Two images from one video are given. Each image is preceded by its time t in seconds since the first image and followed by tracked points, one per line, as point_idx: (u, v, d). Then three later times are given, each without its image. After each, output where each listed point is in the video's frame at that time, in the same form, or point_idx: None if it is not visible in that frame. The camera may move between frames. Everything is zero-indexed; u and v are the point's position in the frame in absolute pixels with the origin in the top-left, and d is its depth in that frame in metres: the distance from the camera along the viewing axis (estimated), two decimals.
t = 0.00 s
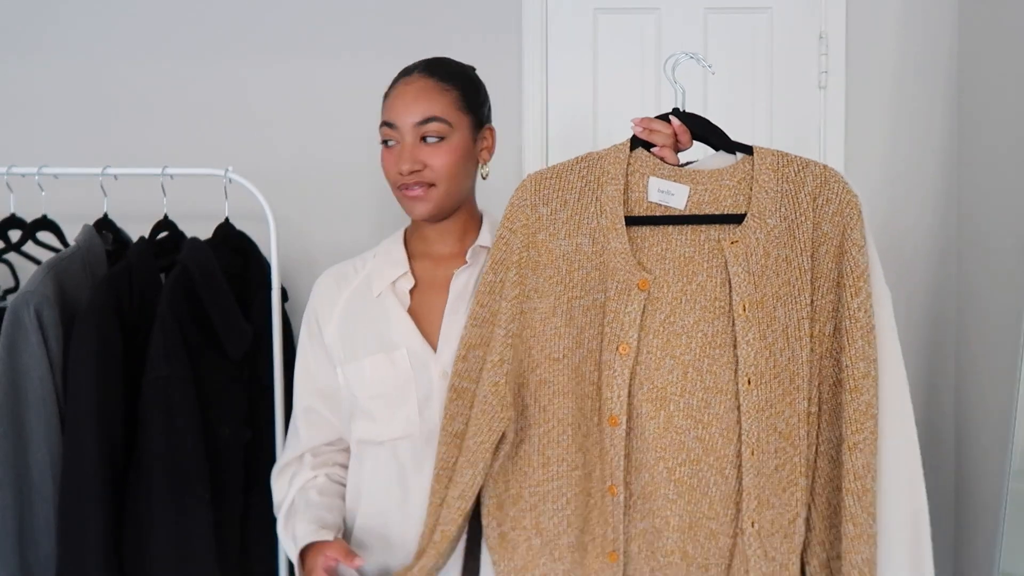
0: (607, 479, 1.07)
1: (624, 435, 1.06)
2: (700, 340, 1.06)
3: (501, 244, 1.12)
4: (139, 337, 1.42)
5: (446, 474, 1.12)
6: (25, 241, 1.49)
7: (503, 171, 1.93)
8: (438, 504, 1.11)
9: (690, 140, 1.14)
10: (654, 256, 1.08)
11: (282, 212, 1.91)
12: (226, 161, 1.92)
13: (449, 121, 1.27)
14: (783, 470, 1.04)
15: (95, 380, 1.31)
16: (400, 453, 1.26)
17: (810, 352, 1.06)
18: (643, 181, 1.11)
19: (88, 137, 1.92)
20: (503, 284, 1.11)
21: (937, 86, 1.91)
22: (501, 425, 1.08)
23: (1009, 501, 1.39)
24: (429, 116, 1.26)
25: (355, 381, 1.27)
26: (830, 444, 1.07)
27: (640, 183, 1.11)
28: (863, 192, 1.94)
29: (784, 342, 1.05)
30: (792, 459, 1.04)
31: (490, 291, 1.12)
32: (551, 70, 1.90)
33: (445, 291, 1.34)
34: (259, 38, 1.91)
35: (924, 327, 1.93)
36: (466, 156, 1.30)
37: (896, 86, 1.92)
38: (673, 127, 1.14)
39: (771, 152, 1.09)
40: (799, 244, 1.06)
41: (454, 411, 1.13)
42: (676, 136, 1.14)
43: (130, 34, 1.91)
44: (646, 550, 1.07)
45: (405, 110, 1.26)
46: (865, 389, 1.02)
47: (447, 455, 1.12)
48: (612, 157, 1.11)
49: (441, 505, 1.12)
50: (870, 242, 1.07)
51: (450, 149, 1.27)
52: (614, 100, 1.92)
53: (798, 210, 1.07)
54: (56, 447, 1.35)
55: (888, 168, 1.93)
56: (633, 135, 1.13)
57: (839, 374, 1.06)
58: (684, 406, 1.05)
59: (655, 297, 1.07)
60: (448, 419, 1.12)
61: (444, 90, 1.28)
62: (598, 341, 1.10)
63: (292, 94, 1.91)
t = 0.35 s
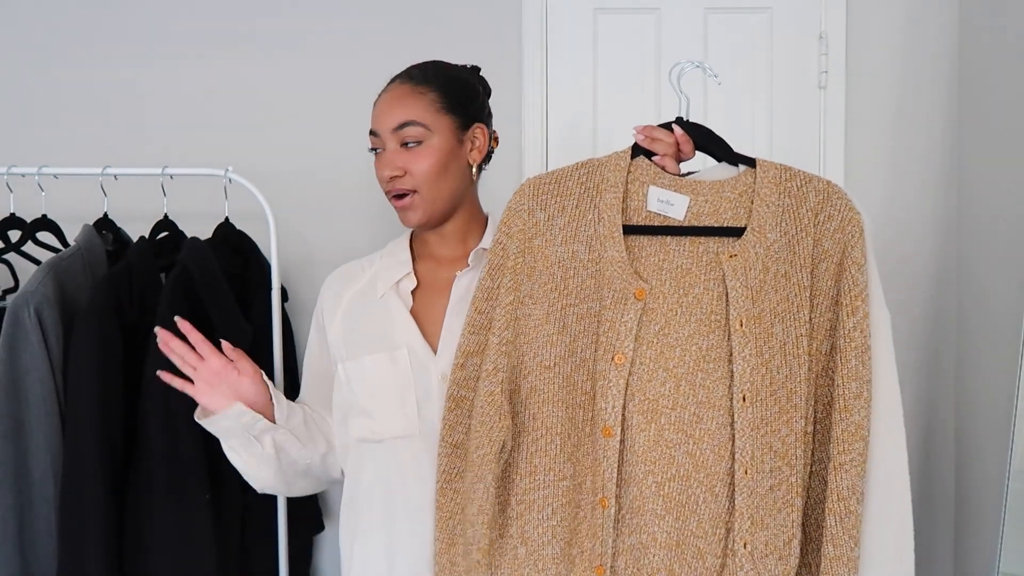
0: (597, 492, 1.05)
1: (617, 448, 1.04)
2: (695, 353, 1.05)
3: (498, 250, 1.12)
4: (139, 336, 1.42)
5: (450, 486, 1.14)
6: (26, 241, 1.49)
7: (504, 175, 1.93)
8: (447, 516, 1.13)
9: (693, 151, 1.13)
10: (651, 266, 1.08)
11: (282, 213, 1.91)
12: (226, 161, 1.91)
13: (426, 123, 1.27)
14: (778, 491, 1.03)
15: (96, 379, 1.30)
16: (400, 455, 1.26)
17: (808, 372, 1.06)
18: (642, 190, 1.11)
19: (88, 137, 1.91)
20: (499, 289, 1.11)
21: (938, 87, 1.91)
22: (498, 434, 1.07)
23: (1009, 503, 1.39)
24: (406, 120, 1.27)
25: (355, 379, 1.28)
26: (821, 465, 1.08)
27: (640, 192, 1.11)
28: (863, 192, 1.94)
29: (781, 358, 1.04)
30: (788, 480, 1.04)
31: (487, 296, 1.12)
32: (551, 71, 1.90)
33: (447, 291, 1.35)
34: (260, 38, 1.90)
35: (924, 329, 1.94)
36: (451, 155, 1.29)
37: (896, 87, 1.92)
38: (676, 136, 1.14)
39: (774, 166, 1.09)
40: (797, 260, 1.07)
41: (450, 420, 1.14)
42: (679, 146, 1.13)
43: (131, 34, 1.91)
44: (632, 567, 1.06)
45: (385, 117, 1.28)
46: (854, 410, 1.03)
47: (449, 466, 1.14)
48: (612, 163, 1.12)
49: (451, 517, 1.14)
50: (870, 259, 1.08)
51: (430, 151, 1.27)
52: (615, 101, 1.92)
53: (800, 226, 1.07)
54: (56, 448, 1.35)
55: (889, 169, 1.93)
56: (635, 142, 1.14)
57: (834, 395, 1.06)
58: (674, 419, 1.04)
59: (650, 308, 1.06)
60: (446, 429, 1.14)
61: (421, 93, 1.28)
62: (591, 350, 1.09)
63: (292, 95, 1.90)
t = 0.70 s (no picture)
0: (600, 500, 1.05)
1: (620, 457, 1.04)
2: (695, 360, 1.05)
3: (498, 263, 1.12)
4: (139, 337, 1.42)
5: (453, 497, 1.12)
6: (25, 241, 1.49)
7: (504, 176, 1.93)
8: (448, 526, 1.11)
9: (688, 157, 1.14)
10: (649, 274, 1.08)
11: (282, 214, 1.91)
12: (226, 161, 1.91)
13: (480, 131, 1.27)
14: (780, 496, 1.03)
15: (95, 380, 1.30)
16: (403, 459, 1.26)
17: (808, 378, 1.06)
18: (638, 200, 1.11)
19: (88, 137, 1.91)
20: (501, 302, 1.11)
21: (938, 86, 1.92)
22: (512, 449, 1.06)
23: (1009, 504, 1.39)
24: (466, 121, 1.26)
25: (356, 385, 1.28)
26: (829, 469, 1.08)
27: (636, 201, 1.11)
28: (864, 193, 1.94)
29: (781, 365, 1.04)
30: (789, 485, 1.04)
31: (488, 309, 1.12)
32: (552, 71, 1.90)
33: (444, 295, 1.34)
34: (260, 39, 1.91)
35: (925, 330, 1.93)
36: (485, 168, 1.31)
37: (896, 87, 1.92)
38: (671, 143, 1.14)
39: (771, 170, 1.09)
40: (796, 264, 1.06)
41: (456, 432, 1.12)
42: (674, 153, 1.14)
43: (130, 34, 1.91)
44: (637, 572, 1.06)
45: (439, 111, 1.25)
46: (867, 417, 1.02)
47: (453, 478, 1.12)
48: (609, 172, 1.12)
49: (452, 528, 1.11)
50: (871, 263, 1.07)
51: (480, 157, 1.27)
52: (614, 102, 1.92)
53: (797, 231, 1.07)
54: (56, 448, 1.35)
55: (890, 169, 1.93)
56: (630, 150, 1.13)
57: (839, 401, 1.06)
58: (677, 426, 1.05)
59: (650, 316, 1.06)
60: (450, 441, 1.12)
61: (475, 97, 1.28)
62: (592, 359, 1.09)
63: (292, 97, 1.91)
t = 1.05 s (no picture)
0: (601, 496, 1.05)
1: (619, 453, 1.04)
2: (690, 358, 1.06)
3: (494, 265, 1.11)
4: (139, 337, 1.42)
5: (454, 501, 1.11)
6: (25, 241, 1.49)
7: (504, 175, 1.93)
8: (450, 531, 1.10)
9: (679, 159, 1.14)
10: (643, 275, 1.08)
11: (282, 214, 1.91)
12: (226, 162, 1.92)
13: (477, 131, 1.28)
14: (773, 486, 1.03)
15: (96, 379, 1.31)
16: (395, 459, 1.25)
17: (798, 370, 1.06)
18: (632, 201, 1.11)
19: (88, 137, 1.92)
20: (498, 303, 1.09)
21: (937, 85, 1.91)
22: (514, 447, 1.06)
23: (1010, 503, 1.38)
24: (464, 121, 1.25)
25: (345, 383, 1.26)
26: (817, 459, 1.08)
27: (629, 202, 1.11)
28: (864, 192, 1.94)
29: (773, 360, 1.05)
30: (781, 475, 1.04)
31: (489, 311, 1.10)
32: (552, 71, 1.90)
33: (433, 293, 1.32)
34: (259, 39, 1.91)
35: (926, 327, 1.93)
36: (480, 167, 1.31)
37: (896, 85, 1.92)
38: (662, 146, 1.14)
39: (758, 172, 1.10)
40: (785, 263, 1.07)
41: (456, 435, 1.11)
42: (665, 156, 1.13)
43: (130, 34, 1.91)
44: (640, 566, 1.06)
45: (437, 108, 1.25)
46: (851, 405, 1.03)
47: (454, 480, 1.11)
48: (602, 176, 1.11)
49: (455, 532, 1.10)
50: (858, 263, 1.09)
51: (475, 157, 1.27)
52: (614, 102, 1.92)
53: (785, 230, 1.08)
54: (56, 447, 1.35)
55: (890, 168, 1.93)
56: (622, 153, 1.13)
57: (827, 392, 1.07)
58: (674, 422, 1.05)
59: (645, 316, 1.06)
60: (450, 444, 1.11)
61: (473, 97, 1.28)
62: (590, 359, 1.09)
63: (291, 96, 1.91)
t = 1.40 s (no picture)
0: (596, 495, 1.06)
1: (613, 452, 1.04)
2: (679, 358, 1.06)
3: (487, 265, 1.08)
4: (139, 337, 1.42)
5: (446, 502, 1.08)
6: (26, 241, 1.49)
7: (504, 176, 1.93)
8: (444, 532, 1.08)
9: (668, 164, 1.14)
10: (634, 277, 1.09)
11: (281, 214, 1.91)
12: (225, 162, 1.92)
13: (468, 129, 1.28)
14: (760, 480, 1.04)
15: (96, 379, 1.31)
16: (387, 458, 1.24)
17: (783, 368, 1.07)
18: (623, 204, 1.11)
19: (88, 137, 1.92)
20: (492, 303, 1.07)
21: (938, 85, 1.91)
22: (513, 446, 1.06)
23: (1011, 503, 1.38)
24: (455, 118, 1.26)
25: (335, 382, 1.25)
26: (798, 453, 1.09)
27: (620, 206, 1.11)
28: (863, 192, 1.94)
29: (759, 361, 1.05)
30: (768, 469, 1.05)
31: (477, 310, 1.07)
32: (552, 72, 1.91)
33: (423, 293, 1.31)
34: (260, 40, 1.91)
35: (926, 326, 1.93)
36: (470, 166, 1.31)
37: (895, 85, 1.92)
38: (654, 151, 1.14)
39: (746, 178, 1.10)
40: (771, 267, 1.07)
41: (449, 436, 1.09)
42: (656, 160, 1.13)
43: (130, 34, 1.91)
44: (634, 564, 1.06)
45: (429, 106, 1.25)
46: (833, 405, 1.04)
47: (446, 482, 1.09)
48: (593, 179, 1.11)
49: (447, 533, 1.08)
50: (836, 269, 1.10)
51: (466, 155, 1.27)
52: (613, 102, 1.92)
53: (771, 236, 1.08)
54: (56, 447, 1.35)
55: (889, 167, 1.93)
56: (614, 156, 1.14)
57: (810, 390, 1.08)
58: (664, 421, 1.05)
59: (636, 316, 1.07)
60: (443, 445, 1.08)
61: (464, 96, 1.28)
62: (583, 360, 1.09)
63: (290, 97, 1.91)
